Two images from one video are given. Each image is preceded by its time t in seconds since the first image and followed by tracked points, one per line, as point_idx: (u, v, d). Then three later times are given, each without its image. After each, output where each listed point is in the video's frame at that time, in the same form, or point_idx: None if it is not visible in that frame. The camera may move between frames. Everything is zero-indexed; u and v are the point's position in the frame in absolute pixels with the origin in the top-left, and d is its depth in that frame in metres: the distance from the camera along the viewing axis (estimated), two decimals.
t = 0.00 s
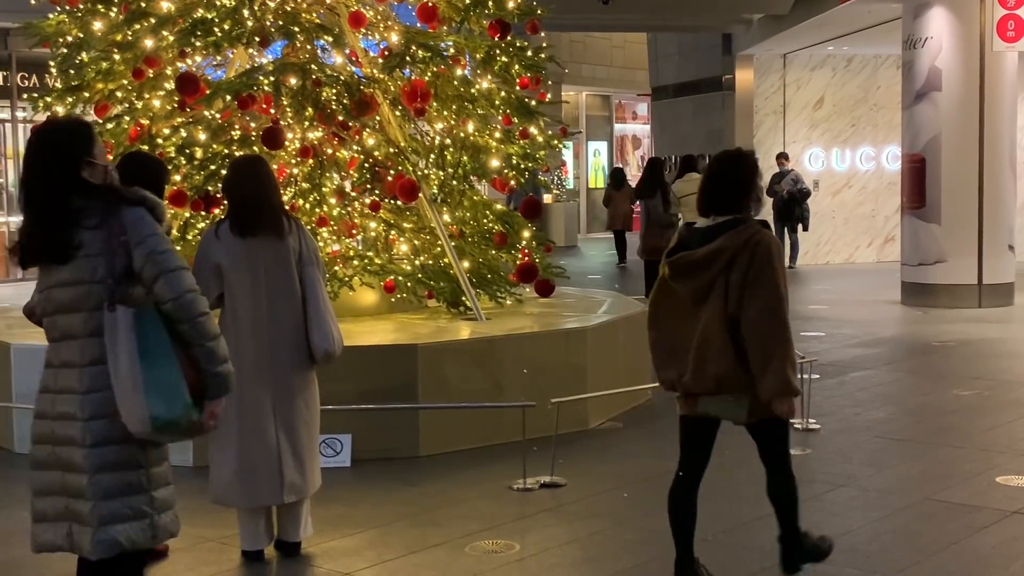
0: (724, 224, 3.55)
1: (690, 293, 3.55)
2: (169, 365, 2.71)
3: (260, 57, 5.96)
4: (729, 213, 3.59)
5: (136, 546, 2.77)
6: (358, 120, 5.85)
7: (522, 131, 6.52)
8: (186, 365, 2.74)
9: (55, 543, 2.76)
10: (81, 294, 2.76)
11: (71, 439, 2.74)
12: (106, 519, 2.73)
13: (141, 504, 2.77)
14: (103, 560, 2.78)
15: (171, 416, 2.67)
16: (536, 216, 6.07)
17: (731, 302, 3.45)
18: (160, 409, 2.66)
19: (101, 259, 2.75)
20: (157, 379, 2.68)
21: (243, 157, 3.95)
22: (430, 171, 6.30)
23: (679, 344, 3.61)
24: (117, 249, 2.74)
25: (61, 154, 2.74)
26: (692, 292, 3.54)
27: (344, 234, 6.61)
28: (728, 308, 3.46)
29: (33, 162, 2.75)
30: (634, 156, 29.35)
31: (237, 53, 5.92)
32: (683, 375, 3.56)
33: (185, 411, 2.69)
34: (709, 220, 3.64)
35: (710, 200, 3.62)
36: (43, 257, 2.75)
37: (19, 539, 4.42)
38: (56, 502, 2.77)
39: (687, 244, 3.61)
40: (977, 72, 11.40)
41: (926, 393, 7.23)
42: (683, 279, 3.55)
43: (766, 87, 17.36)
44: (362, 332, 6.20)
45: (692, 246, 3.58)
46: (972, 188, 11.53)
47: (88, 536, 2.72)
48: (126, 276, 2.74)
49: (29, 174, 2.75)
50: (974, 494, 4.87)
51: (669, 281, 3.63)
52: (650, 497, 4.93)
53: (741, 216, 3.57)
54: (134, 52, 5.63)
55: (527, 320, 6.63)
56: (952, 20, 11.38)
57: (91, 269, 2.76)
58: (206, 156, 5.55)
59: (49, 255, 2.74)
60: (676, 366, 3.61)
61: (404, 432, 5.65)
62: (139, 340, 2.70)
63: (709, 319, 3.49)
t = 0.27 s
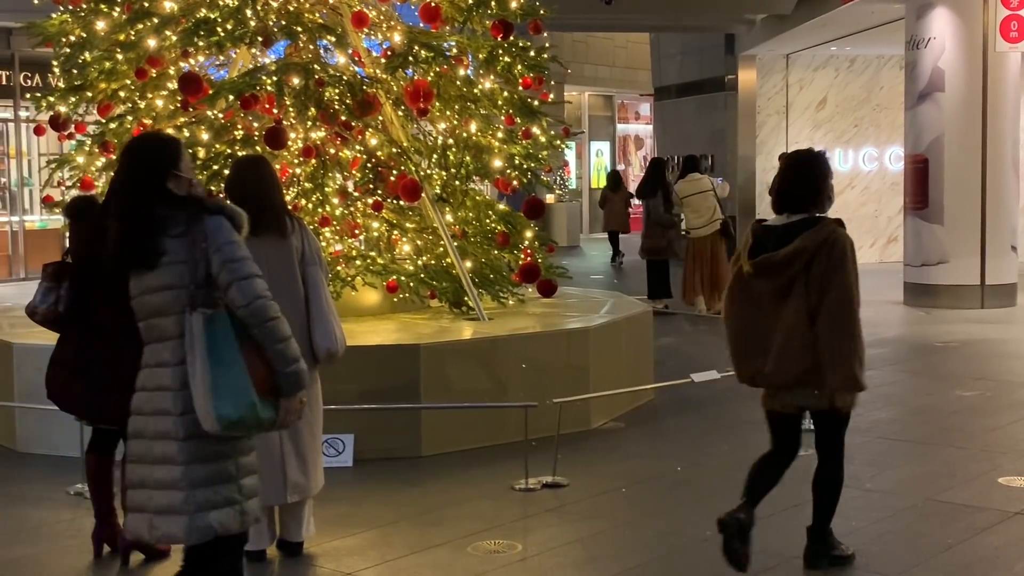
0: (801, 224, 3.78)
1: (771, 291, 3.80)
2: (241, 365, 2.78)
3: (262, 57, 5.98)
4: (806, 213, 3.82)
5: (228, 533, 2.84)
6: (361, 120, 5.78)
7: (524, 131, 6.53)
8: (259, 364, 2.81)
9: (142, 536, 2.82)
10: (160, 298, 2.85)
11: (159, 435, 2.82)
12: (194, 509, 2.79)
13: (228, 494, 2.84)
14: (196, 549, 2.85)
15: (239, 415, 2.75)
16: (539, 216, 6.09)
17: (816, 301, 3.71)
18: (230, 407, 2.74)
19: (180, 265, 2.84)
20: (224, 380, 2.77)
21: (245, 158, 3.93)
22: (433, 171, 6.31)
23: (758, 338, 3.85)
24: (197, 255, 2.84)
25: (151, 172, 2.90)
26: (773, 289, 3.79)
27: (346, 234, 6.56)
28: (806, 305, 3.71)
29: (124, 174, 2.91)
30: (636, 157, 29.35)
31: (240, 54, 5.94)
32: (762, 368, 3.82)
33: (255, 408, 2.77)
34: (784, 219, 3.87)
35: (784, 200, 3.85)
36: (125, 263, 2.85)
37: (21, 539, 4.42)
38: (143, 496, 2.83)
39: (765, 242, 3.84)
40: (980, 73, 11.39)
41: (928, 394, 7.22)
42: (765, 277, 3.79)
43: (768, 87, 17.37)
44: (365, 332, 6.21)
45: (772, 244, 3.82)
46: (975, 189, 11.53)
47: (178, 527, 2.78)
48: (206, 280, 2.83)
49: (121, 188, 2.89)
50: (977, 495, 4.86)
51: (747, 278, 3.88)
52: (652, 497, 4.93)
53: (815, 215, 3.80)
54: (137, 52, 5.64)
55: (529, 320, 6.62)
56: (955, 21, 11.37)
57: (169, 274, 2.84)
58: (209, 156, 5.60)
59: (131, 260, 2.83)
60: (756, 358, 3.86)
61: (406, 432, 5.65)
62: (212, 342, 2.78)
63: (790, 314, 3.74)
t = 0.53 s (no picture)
0: (858, 224, 3.86)
1: (832, 288, 3.87)
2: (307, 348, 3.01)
3: (263, 58, 5.98)
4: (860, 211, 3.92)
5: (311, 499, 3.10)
6: (361, 121, 5.82)
7: (525, 133, 6.58)
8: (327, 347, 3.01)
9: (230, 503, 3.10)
10: (242, 284, 3.12)
11: (246, 409, 3.10)
12: (279, 477, 3.06)
13: (311, 463, 3.11)
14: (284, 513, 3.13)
15: (305, 393, 2.99)
16: (540, 218, 6.08)
17: (882, 293, 3.81)
18: (296, 387, 2.99)
19: (259, 254, 3.09)
20: (293, 361, 3.02)
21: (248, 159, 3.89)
22: (433, 172, 6.26)
23: (821, 333, 3.95)
24: (276, 243, 3.09)
25: (235, 163, 3.13)
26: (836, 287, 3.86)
27: (347, 235, 6.58)
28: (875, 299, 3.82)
29: (210, 167, 3.17)
30: (637, 158, 29.35)
31: (241, 54, 5.93)
32: (831, 360, 3.89)
33: (320, 389, 2.99)
34: (838, 219, 3.96)
35: (838, 203, 3.95)
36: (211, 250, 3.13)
37: (23, 539, 4.43)
38: (232, 466, 3.12)
39: (821, 244, 3.92)
40: (982, 75, 11.40)
41: (929, 396, 7.22)
42: (826, 276, 3.87)
43: (769, 89, 17.41)
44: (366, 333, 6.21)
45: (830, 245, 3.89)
46: (977, 190, 11.52)
47: (266, 493, 3.06)
48: (283, 267, 3.07)
49: (209, 180, 3.15)
50: (977, 497, 4.86)
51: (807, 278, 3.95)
52: (654, 499, 4.93)
53: (870, 215, 3.89)
54: (138, 52, 5.62)
55: (529, 321, 6.64)
56: (956, 22, 11.36)
57: (250, 261, 3.10)
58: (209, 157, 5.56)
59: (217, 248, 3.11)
60: (818, 352, 3.95)
61: (406, 433, 5.65)
62: (282, 326, 3.02)
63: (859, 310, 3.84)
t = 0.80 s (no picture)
0: (908, 213, 4.11)
1: (887, 278, 4.10)
2: (392, 354, 3.02)
3: (264, 59, 5.97)
4: (912, 203, 4.15)
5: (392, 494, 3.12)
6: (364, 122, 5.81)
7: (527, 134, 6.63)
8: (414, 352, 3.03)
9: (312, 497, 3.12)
10: (332, 291, 3.15)
11: (332, 407, 3.12)
12: (361, 474, 3.08)
13: (395, 460, 3.12)
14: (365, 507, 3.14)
15: (388, 398, 3.00)
16: (540, 218, 6.09)
17: (932, 280, 4.04)
18: (380, 391, 3.00)
19: (349, 262, 3.13)
20: (373, 366, 3.03)
21: (250, 158, 3.94)
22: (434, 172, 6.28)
23: (879, 324, 4.15)
24: (365, 254, 3.11)
25: (326, 176, 3.17)
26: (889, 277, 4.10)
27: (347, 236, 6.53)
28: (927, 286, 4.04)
29: (303, 177, 3.21)
30: (638, 159, 29.36)
31: (242, 55, 5.92)
32: (889, 349, 4.09)
33: (404, 393, 3.01)
34: (888, 211, 4.21)
35: (888, 194, 4.20)
36: (305, 257, 3.17)
37: (23, 539, 4.43)
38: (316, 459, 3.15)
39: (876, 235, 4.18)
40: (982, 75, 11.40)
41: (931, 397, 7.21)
42: (880, 266, 4.12)
43: (770, 90, 17.36)
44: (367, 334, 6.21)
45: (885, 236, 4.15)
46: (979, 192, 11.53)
47: (347, 487, 3.08)
48: (372, 275, 3.10)
49: (300, 192, 3.20)
50: (979, 498, 4.86)
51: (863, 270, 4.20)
52: (655, 500, 4.94)
53: (920, 204, 4.14)
54: (139, 54, 5.62)
55: (531, 322, 6.63)
56: (957, 24, 11.34)
57: (340, 268, 3.13)
58: (210, 158, 5.59)
59: (309, 255, 3.15)
60: (878, 342, 4.14)
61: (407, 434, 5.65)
62: (368, 332, 3.05)
63: (912, 297, 4.05)
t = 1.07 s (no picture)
0: (966, 220, 4.22)
1: (940, 277, 4.21)
2: (471, 326, 3.13)
3: (266, 59, 5.98)
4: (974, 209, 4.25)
5: (470, 466, 3.20)
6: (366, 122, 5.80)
7: (529, 134, 6.57)
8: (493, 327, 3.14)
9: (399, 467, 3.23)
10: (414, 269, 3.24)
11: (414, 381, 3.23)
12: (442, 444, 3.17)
13: (473, 432, 3.21)
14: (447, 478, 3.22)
15: (466, 366, 3.13)
16: (542, 218, 6.07)
17: (969, 285, 4.13)
18: (458, 361, 3.13)
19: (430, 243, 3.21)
20: (452, 338, 3.15)
21: (252, 159, 3.98)
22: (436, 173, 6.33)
23: (922, 321, 4.28)
24: (447, 235, 3.19)
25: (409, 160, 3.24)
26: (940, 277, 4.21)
27: (350, 236, 6.60)
28: (965, 290, 4.13)
29: (384, 162, 3.28)
30: (640, 159, 29.36)
31: (244, 54, 5.90)
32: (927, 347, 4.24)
33: (482, 362, 3.14)
34: (946, 217, 4.31)
35: (948, 199, 4.29)
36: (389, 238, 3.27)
37: (25, 539, 4.43)
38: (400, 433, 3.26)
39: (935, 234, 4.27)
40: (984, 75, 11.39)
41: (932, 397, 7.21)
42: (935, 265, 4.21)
43: (771, 90, 17.34)
44: (369, 333, 6.22)
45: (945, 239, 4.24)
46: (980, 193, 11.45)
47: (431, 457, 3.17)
48: (451, 255, 3.18)
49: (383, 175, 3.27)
50: (980, 498, 4.86)
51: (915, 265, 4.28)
52: (657, 500, 4.93)
53: (979, 213, 4.23)
54: (141, 53, 5.63)
55: (532, 322, 6.64)
56: (959, 23, 11.37)
57: (422, 248, 3.21)
58: (213, 157, 5.58)
59: (395, 235, 3.25)
60: (920, 338, 4.28)
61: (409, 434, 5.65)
62: (446, 306, 3.16)
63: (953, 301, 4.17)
